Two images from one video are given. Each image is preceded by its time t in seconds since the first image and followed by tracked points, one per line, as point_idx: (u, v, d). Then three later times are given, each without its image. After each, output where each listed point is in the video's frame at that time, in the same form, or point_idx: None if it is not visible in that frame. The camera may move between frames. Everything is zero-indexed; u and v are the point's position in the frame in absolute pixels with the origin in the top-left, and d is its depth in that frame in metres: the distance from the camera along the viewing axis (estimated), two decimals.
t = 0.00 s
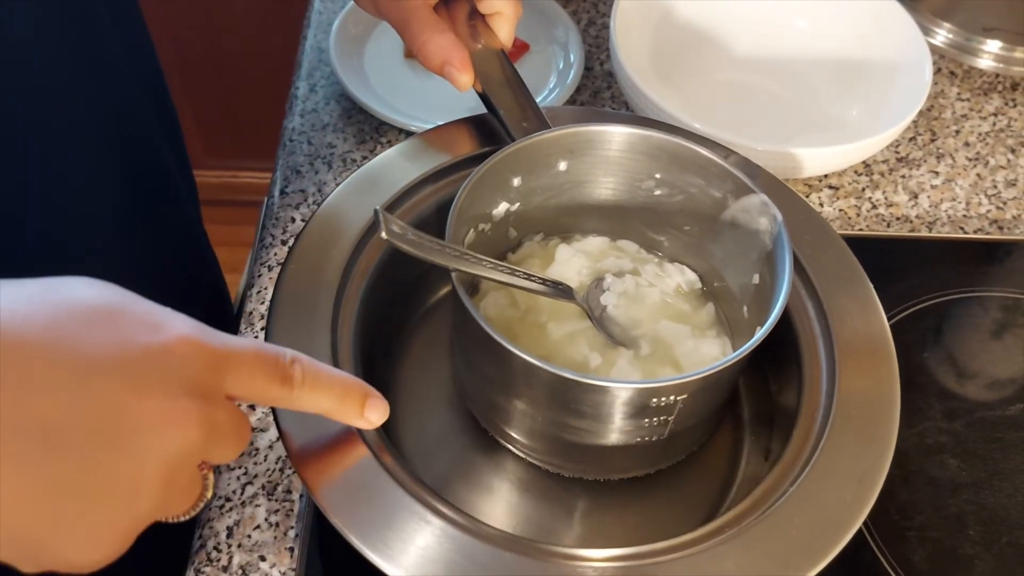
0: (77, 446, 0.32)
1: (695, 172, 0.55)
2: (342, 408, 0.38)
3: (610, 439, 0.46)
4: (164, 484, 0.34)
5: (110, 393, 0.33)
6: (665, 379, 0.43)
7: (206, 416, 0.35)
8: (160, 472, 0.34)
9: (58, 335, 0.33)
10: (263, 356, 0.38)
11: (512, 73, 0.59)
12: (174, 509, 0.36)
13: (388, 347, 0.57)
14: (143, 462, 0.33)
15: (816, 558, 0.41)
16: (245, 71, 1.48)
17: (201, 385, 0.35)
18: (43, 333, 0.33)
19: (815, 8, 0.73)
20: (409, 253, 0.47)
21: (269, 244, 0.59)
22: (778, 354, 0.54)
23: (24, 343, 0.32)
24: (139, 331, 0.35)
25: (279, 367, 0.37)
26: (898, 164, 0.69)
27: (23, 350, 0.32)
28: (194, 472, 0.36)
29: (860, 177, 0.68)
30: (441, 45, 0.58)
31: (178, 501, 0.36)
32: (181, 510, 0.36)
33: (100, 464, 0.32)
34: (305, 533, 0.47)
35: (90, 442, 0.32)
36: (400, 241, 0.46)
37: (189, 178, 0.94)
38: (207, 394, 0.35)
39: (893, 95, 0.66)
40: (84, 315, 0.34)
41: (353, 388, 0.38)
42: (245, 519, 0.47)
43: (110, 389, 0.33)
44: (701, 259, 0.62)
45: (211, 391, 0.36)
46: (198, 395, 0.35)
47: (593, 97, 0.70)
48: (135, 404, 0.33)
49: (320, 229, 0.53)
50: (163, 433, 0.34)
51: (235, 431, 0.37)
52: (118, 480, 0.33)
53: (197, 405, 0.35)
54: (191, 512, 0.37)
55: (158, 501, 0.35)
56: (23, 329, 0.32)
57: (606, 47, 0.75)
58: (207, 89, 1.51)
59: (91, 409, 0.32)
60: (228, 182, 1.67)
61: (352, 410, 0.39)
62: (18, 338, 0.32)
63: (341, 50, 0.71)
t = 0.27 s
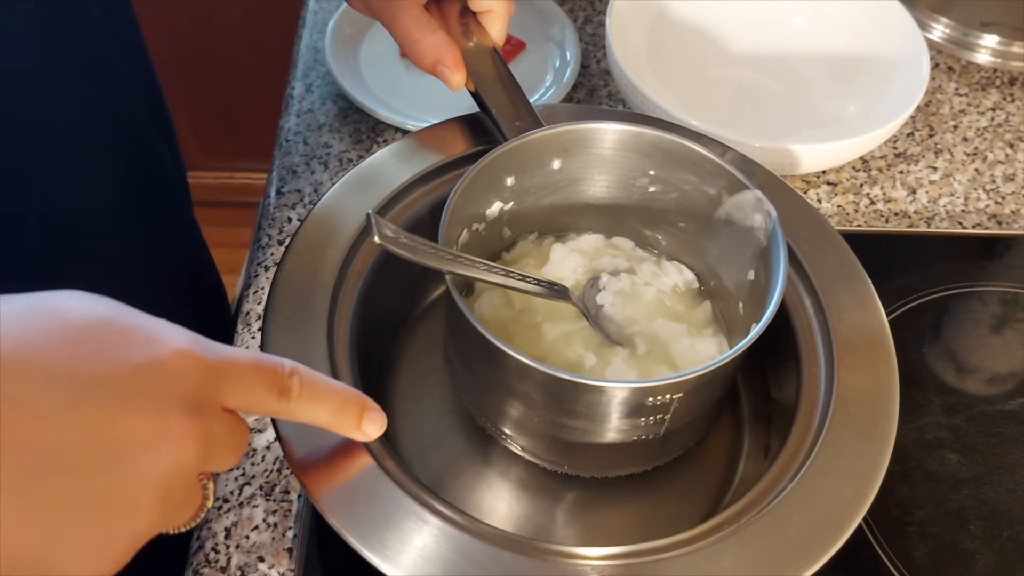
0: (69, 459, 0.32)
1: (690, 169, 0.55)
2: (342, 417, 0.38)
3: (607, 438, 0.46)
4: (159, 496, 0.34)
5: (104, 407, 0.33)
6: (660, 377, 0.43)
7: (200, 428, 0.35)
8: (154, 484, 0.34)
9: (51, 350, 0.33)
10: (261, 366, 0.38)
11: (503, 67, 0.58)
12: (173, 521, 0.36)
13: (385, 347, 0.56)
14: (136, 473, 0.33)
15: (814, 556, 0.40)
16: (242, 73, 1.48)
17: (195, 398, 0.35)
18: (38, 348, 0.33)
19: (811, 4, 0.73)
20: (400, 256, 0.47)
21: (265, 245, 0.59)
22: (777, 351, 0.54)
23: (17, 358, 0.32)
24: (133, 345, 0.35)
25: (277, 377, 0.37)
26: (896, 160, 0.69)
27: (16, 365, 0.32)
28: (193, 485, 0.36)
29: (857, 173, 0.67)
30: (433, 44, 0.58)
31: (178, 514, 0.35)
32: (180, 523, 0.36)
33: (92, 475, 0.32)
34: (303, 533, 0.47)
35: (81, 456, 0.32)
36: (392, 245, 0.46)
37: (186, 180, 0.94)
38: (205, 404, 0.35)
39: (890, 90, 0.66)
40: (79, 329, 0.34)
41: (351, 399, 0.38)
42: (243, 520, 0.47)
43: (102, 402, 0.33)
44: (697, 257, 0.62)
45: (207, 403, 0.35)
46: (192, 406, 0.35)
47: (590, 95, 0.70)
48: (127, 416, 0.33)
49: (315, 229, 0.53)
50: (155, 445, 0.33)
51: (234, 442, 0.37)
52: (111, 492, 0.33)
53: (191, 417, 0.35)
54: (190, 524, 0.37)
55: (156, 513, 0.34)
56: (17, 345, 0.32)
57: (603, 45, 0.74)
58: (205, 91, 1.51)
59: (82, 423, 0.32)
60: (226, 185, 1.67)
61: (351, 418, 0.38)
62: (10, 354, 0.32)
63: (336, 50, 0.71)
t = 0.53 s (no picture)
0: (57, 469, 0.32)
1: (685, 168, 0.55)
2: (331, 425, 0.39)
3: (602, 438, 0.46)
4: (147, 503, 0.34)
5: (92, 419, 0.33)
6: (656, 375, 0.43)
7: (188, 437, 0.35)
8: (140, 493, 0.34)
9: (39, 362, 0.33)
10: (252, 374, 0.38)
11: (496, 67, 0.59)
12: (161, 527, 0.36)
13: (382, 348, 0.56)
14: (123, 483, 0.33)
15: (810, 556, 0.40)
16: (239, 73, 1.48)
17: (184, 409, 0.35)
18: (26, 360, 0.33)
19: (809, 4, 0.73)
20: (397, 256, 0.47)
21: (261, 245, 0.59)
22: (772, 351, 0.54)
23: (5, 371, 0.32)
24: (121, 355, 0.34)
25: (267, 385, 0.37)
26: (893, 160, 0.69)
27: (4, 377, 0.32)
28: (183, 492, 0.36)
29: (854, 173, 0.67)
30: (427, 44, 0.58)
31: (167, 519, 0.36)
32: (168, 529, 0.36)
33: (78, 485, 0.32)
34: (299, 535, 0.47)
35: (69, 466, 0.32)
36: (389, 245, 0.46)
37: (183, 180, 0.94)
38: (193, 413, 0.35)
39: (886, 90, 0.66)
40: (68, 340, 0.34)
41: (336, 407, 0.39)
42: (240, 521, 0.47)
43: (90, 414, 0.33)
44: (691, 257, 0.62)
45: (196, 413, 0.35)
46: (180, 415, 0.35)
47: (586, 95, 0.70)
48: (115, 427, 0.33)
49: (312, 229, 0.53)
50: (142, 455, 0.34)
51: (224, 450, 0.37)
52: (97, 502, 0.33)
53: (180, 427, 0.35)
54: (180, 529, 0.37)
55: (144, 521, 0.34)
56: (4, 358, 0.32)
57: (599, 45, 0.74)
58: (202, 91, 1.50)
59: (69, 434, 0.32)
60: (224, 185, 1.67)
61: (337, 426, 0.39)
62: None
63: (333, 50, 0.71)
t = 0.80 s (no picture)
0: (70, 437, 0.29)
1: (679, 176, 0.55)
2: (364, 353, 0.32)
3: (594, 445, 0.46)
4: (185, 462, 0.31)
5: (94, 380, 0.29)
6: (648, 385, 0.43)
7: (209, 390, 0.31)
8: (177, 447, 0.30)
9: (37, 323, 0.29)
10: (270, 317, 0.32)
11: (490, 74, 0.59)
12: (218, 479, 0.33)
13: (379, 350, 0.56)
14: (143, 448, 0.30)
15: (805, 557, 0.41)
16: (237, 75, 1.48)
17: (199, 376, 0.30)
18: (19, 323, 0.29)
19: (805, 6, 0.73)
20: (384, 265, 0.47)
21: (259, 248, 0.59)
22: (768, 354, 0.54)
23: None
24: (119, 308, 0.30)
25: (297, 323, 0.32)
26: (889, 161, 0.69)
27: None
28: (234, 448, 0.33)
29: (851, 174, 0.67)
30: (422, 51, 0.58)
31: (221, 471, 0.32)
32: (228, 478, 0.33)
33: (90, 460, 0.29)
34: (298, 537, 0.47)
35: (72, 431, 0.29)
36: (378, 254, 0.46)
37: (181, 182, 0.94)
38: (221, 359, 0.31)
39: (882, 92, 0.67)
40: (71, 295, 0.30)
41: (390, 335, 0.33)
42: (239, 523, 0.47)
43: (86, 375, 0.29)
44: (686, 263, 0.62)
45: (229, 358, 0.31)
46: (187, 369, 0.30)
47: (583, 98, 0.70)
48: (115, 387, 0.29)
49: (309, 232, 0.53)
50: (149, 431, 0.30)
51: (291, 397, 0.33)
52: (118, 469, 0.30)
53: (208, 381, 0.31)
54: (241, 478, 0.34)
55: (188, 479, 0.31)
56: None
57: (596, 47, 0.75)
58: (200, 93, 1.50)
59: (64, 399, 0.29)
60: (222, 186, 1.67)
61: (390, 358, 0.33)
62: None
63: (330, 54, 0.71)
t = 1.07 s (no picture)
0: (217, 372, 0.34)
1: (668, 185, 0.54)
2: (416, 254, 0.38)
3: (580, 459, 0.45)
4: (319, 376, 0.36)
5: (223, 318, 0.34)
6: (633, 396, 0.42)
7: (319, 309, 0.36)
8: (311, 362, 0.36)
9: (162, 280, 0.34)
10: (358, 237, 0.38)
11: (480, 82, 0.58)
12: (345, 390, 0.38)
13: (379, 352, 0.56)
14: (284, 367, 0.35)
15: (802, 560, 0.41)
16: (235, 77, 1.48)
17: (306, 295, 0.36)
18: (148, 284, 0.34)
19: (803, 7, 0.73)
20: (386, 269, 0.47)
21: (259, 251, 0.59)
22: (767, 355, 0.54)
23: (131, 300, 0.34)
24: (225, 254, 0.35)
25: (373, 239, 0.38)
26: (886, 161, 0.69)
27: (132, 309, 0.33)
28: (351, 353, 0.38)
29: (849, 175, 0.67)
30: (411, 58, 0.57)
31: (349, 381, 0.38)
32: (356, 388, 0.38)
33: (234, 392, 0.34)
34: (299, 539, 0.47)
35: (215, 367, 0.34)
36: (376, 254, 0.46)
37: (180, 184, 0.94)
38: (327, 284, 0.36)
39: (880, 92, 0.67)
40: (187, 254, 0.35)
41: (427, 232, 0.39)
42: (240, 525, 0.47)
43: (218, 312, 0.34)
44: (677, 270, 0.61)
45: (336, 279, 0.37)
46: (298, 294, 0.35)
47: (582, 99, 0.70)
48: (245, 319, 0.34)
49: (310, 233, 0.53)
50: (281, 342, 0.35)
51: (385, 302, 0.38)
52: (256, 390, 0.35)
53: (322, 303, 0.36)
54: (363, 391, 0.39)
55: (320, 393, 0.37)
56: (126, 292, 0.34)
57: (595, 48, 0.75)
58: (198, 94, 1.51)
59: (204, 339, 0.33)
60: (221, 188, 1.67)
61: (435, 256, 0.39)
62: (121, 305, 0.33)
63: (329, 55, 0.72)
